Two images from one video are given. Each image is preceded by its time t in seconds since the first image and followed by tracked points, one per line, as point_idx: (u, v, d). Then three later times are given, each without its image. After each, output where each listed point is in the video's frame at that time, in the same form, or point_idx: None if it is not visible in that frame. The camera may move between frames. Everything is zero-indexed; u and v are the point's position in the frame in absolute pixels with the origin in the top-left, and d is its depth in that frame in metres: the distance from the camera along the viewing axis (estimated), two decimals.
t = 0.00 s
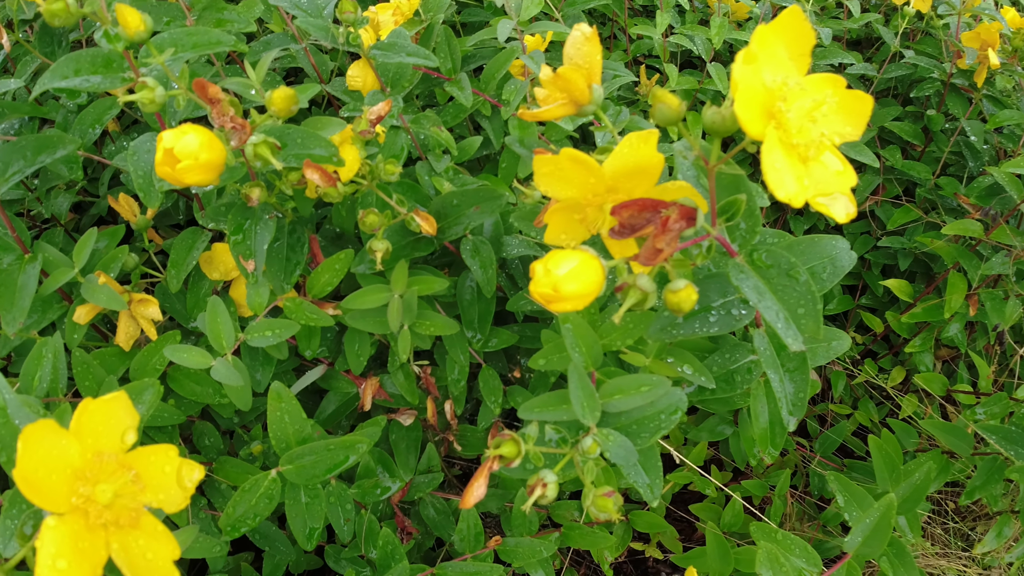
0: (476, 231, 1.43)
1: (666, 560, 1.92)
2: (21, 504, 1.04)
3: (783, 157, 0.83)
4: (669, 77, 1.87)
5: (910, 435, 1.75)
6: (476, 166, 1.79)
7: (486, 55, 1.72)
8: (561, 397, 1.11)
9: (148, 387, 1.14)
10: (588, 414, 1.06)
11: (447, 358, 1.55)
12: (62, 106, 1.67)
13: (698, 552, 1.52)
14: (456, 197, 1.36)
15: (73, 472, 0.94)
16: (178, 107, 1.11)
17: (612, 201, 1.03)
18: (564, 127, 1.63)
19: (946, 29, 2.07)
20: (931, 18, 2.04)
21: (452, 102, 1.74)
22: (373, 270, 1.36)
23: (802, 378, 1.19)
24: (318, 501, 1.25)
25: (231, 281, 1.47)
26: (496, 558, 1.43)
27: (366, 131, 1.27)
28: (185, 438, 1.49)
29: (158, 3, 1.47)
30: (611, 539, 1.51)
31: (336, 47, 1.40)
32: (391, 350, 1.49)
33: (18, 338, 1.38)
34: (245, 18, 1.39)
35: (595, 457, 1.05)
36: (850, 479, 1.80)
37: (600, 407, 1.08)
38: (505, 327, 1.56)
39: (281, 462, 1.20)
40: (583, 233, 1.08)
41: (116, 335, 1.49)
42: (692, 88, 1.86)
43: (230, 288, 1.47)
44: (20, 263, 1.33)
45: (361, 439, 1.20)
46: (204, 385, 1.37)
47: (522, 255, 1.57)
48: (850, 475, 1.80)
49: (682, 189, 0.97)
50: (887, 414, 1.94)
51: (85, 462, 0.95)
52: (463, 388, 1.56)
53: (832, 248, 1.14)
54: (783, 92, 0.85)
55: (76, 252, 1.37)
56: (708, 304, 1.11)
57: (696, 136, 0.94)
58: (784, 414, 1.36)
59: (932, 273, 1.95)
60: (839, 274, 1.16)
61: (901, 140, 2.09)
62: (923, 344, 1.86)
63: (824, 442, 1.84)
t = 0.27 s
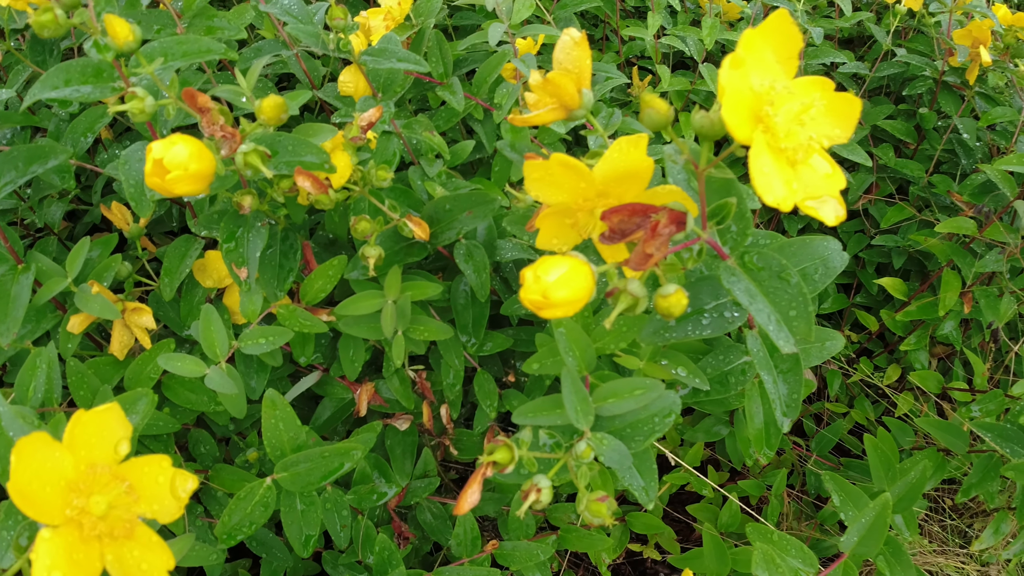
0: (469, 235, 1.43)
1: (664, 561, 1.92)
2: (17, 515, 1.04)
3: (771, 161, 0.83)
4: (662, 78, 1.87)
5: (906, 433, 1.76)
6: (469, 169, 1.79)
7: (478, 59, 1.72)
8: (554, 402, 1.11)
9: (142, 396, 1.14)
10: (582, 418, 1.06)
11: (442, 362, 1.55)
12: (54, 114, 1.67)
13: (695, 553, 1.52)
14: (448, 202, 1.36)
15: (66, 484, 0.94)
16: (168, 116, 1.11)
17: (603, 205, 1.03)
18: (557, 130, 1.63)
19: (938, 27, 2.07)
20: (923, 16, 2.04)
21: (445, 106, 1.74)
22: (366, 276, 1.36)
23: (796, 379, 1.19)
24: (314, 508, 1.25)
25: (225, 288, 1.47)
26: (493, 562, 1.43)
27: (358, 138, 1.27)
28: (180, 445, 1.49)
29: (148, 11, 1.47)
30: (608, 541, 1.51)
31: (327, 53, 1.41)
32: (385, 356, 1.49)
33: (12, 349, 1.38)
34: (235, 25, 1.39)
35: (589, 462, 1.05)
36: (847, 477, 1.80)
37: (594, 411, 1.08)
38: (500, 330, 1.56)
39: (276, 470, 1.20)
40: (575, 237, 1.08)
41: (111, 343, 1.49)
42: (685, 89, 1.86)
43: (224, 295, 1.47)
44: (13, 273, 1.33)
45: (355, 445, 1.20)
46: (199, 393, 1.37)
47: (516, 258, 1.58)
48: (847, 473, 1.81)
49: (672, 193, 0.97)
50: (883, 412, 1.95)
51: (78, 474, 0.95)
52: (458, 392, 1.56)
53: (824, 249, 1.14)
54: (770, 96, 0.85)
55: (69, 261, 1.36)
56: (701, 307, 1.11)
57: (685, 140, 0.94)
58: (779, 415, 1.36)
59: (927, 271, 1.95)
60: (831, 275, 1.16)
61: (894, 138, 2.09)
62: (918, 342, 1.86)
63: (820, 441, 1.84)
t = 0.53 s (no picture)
0: (462, 237, 1.43)
1: (662, 560, 1.92)
2: (13, 522, 1.04)
3: (758, 159, 0.83)
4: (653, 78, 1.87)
5: (902, 429, 1.77)
6: (462, 171, 1.80)
7: (469, 61, 1.73)
8: (548, 402, 1.11)
9: (136, 402, 1.14)
10: (575, 418, 1.07)
11: (437, 364, 1.55)
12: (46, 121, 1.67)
13: (692, 551, 1.52)
14: (440, 204, 1.36)
15: (61, 490, 0.95)
16: (159, 122, 1.11)
17: (593, 206, 1.03)
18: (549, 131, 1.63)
19: (928, 23, 2.08)
20: (914, 12, 2.05)
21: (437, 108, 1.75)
22: (360, 279, 1.36)
23: (789, 376, 1.19)
24: (310, 511, 1.25)
25: (218, 294, 1.47)
26: (490, 564, 1.43)
27: (349, 141, 1.27)
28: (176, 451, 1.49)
29: (138, 17, 1.47)
30: (605, 541, 1.51)
31: (318, 57, 1.41)
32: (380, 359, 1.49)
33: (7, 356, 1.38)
34: (225, 30, 1.39)
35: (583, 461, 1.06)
36: (843, 474, 1.80)
37: (587, 411, 1.08)
38: (494, 332, 1.56)
39: (271, 474, 1.20)
40: (566, 238, 1.09)
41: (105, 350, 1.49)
42: (676, 88, 1.86)
43: (218, 300, 1.47)
44: (7, 281, 1.33)
45: (350, 449, 1.20)
46: (194, 398, 1.37)
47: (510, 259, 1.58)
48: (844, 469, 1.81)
49: (662, 193, 0.97)
50: (879, 408, 1.95)
51: (73, 480, 0.95)
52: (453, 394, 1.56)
53: (814, 246, 1.15)
54: (757, 95, 0.85)
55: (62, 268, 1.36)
56: (693, 306, 1.11)
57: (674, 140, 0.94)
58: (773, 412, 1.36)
59: (920, 266, 1.96)
60: (822, 272, 1.17)
61: (886, 135, 2.10)
62: (912, 338, 1.86)
63: (816, 437, 1.85)
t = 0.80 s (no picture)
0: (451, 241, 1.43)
1: (658, 561, 1.92)
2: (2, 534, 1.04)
3: (739, 161, 0.84)
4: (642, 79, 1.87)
5: (895, 426, 1.78)
6: (452, 175, 1.80)
7: (457, 64, 1.73)
8: (537, 406, 1.11)
9: (126, 412, 1.14)
10: (564, 421, 1.07)
11: (428, 368, 1.55)
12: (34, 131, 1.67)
13: (686, 552, 1.52)
14: (429, 208, 1.36)
15: (49, 501, 0.95)
16: (144, 131, 1.11)
17: (579, 209, 1.03)
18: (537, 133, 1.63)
19: (916, 21, 2.08)
20: (902, 10, 2.05)
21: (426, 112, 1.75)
22: (349, 285, 1.36)
23: (778, 376, 1.20)
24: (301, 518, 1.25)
25: (208, 301, 1.47)
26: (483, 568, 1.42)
27: (336, 147, 1.27)
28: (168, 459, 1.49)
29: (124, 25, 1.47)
30: (599, 543, 1.51)
31: (304, 64, 1.41)
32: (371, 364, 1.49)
33: None
34: (212, 38, 1.39)
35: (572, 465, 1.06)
36: (837, 472, 1.80)
37: (576, 414, 1.08)
38: (485, 335, 1.56)
39: (261, 481, 1.19)
40: (552, 241, 1.09)
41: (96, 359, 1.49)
42: (665, 89, 1.86)
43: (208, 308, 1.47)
44: None
45: (340, 455, 1.20)
46: (184, 407, 1.36)
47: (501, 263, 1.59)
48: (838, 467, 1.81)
49: (646, 196, 0.97)
50: (873, 405, 1.96)
51: (60, 491, 0.95)
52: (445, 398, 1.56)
53: (801, 246, 1.15)
54: (737, 97, 0.85)
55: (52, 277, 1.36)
56: (680, 307, 1.11)
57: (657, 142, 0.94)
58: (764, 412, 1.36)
59: (911, 263, 1.96)
60: (808, 272, 1.17)
61: (875, 133, 2.11)
62: (904, 335, 1.87)
63: (810, 436, 1.85)
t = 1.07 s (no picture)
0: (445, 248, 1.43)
1: (656, 563, 1.93)
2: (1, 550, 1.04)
3: (729, 171, 0.84)
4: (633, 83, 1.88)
5: (889, 426, 1.79)
6: (444, 182, 1.80)
7: (449, 71, 1.74)
8: (532, 413, 1.12)
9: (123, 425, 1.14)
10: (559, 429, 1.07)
11: (424, 376, 1.55)
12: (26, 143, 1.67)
13: (684, 555, 1.52)
14: (422, 216, 1.36)
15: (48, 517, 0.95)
16: (136, 145, 1.11)
17: (571, 218, 1.03)
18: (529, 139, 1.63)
19: (905, 21, 2.09)
20: (890, 10, 2.06)
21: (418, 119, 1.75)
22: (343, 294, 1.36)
23: (772, 380, 1.20)
24: (299, 528, 1.25)
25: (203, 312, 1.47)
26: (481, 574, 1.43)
27: (328, 157, 1.27)
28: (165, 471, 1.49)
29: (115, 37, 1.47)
30: (597, 547, 1.51)
31: (295, 74, 1.41)
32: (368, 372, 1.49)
33: None
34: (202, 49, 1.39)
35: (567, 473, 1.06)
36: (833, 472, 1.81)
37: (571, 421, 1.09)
38: (480, 342, 1.57)
39: (259, 492, 1.20)
40: (545, 250, 1.09)
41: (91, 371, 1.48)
42: (656, 93, 1.87)
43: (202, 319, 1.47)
44: None
45: (337, 465, 1.20)
46: (181, 418, 1.36)
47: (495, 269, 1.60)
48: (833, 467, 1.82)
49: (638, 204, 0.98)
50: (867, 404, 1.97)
51: (60, 507, 0.95)
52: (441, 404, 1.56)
53: (792, 251, 1.16)
54: (726, 107, 0.86)
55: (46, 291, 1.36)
56: (674, 313, 1.12)
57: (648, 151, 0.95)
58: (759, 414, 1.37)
59: (903, 263, 1.98)
60: (800, 276, 1.18)
61: (866, 133, 2.12)
62: (897, 334, 1.87)
63: (804, 436, 1.87)
